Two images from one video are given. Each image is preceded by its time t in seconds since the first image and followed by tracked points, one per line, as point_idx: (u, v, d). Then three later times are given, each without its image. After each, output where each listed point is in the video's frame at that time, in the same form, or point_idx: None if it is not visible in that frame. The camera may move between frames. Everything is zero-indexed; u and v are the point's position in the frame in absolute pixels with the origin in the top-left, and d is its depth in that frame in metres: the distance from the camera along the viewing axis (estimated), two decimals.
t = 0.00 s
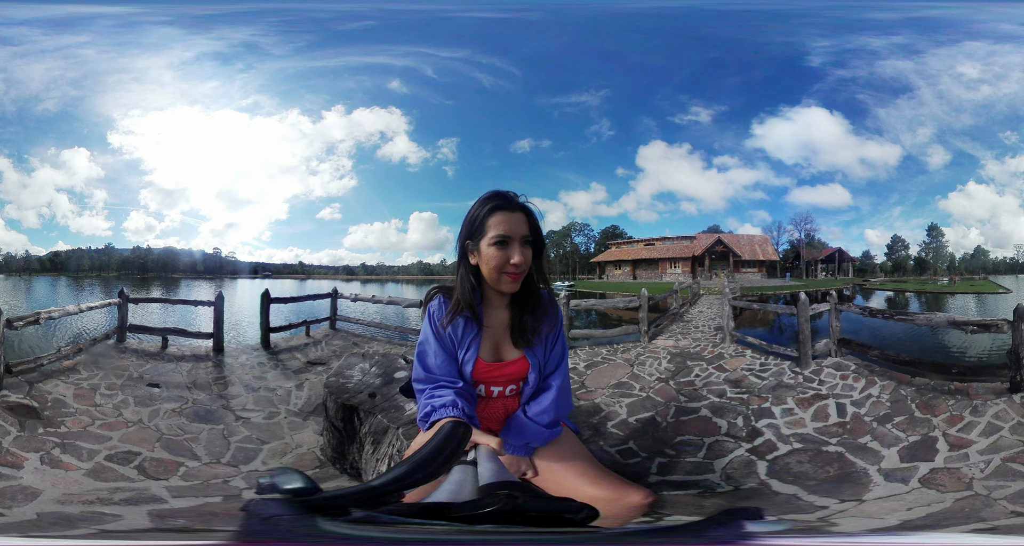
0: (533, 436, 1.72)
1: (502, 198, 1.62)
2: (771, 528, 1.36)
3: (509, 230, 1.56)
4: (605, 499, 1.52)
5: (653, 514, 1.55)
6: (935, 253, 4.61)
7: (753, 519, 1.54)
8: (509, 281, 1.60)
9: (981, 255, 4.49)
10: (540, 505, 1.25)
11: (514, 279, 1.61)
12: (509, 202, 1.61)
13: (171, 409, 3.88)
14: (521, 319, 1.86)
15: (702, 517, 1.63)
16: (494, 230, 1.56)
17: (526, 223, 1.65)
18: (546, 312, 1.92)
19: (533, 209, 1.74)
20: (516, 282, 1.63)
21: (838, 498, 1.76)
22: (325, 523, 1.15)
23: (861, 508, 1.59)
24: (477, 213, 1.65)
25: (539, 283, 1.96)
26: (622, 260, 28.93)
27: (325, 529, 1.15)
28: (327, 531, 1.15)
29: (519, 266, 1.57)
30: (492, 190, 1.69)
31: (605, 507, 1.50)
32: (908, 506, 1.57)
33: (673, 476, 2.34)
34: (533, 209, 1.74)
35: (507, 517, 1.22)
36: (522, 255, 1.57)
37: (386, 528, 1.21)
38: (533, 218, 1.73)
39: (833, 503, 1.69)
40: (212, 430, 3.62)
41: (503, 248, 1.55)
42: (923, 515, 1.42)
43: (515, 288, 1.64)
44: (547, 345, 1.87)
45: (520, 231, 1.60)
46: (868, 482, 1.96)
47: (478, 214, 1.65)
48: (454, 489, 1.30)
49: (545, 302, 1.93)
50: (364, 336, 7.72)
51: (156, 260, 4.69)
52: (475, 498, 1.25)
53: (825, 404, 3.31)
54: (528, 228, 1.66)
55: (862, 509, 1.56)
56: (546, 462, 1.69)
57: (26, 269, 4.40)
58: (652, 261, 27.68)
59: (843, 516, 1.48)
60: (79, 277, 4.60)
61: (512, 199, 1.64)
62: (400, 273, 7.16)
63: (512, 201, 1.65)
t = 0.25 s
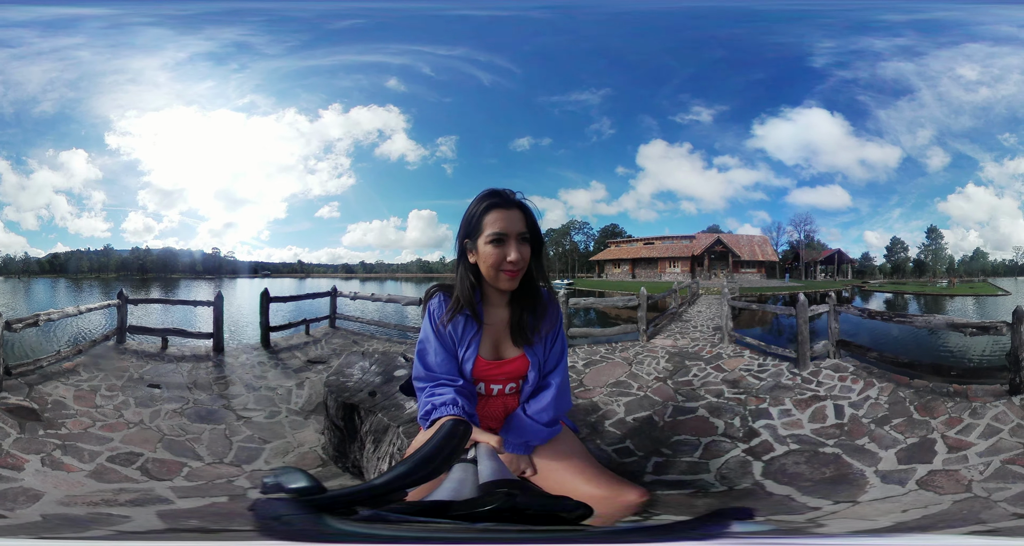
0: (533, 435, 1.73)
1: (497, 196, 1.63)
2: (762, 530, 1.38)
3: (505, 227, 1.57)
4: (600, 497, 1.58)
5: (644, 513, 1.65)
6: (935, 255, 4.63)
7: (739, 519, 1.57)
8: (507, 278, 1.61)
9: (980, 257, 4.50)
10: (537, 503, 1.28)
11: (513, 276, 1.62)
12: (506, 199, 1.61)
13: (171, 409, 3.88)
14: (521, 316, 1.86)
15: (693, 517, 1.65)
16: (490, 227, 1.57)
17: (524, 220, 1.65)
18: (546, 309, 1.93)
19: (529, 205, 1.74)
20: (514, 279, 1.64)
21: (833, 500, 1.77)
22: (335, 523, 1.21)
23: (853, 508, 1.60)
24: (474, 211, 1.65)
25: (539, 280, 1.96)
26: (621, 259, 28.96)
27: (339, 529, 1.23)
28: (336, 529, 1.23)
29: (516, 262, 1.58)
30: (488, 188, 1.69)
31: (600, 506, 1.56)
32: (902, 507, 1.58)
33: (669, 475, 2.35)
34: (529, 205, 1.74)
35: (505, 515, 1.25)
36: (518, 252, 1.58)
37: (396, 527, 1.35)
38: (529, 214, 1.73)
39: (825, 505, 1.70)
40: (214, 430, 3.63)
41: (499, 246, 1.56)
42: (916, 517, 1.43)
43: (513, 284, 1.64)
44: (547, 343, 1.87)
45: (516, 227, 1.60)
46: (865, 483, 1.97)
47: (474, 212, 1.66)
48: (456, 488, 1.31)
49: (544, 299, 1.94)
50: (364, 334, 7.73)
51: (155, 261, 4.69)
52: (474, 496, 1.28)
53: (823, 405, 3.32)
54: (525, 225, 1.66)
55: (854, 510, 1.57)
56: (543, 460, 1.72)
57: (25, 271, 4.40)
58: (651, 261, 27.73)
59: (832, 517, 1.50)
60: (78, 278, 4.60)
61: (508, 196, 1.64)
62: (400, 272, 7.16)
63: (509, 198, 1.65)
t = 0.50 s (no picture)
0: (533, 434, 1.74)
1: (495, 195, 1.63)
2: (760, 530, 1.39)
3: (503, 226, 1.57)
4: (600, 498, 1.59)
5: (643, 512, 1.66)
6: (936, 256, 4.63)
7: (737, 520, 1.58)
8: (505, 277, 1.62)
9: (981, 258, 4.50)
10: (538, 503, 1.27)
11: (510, 276, 1.62)
12: (503, 198, 1.61)
13: (173, 410, 3.89)
14: (522, 315, 1.87)
15: (692, 517, 1.66)
16: (487, 227, 1.58)
17: (522, 219, 1.66)
18: (546, 309, 1.93)
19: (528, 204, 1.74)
20: (512, 278, 1.64)
21: (831, 500, 1.78)
22: (342, 523, 1.25)
23: (852, 509, 1.60)
24: (473, 211, 1.66)
25: (539, 279, 1.96)
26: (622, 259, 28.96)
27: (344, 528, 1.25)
28: (341, 528, 1.25)
29: (514, 262, 1.58)
30: (486, 188, 1.70)
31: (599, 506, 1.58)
32: (902, 508, 1.59)
33: (668, 475, 2.35)
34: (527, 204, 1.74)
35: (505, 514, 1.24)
36: (516, 251, 1.58)
37: (400, 527, 1.35)
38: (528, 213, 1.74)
39: (823, 505, 1.70)
40: (216, 430, 3.64)
41: (497, 245, 1.57)
42: (916, 517, 1.43)
43: (511, 284, 1.65)
44: (547, 343, 1.88)
45: (514, 226, 1.60)
46: (864, 484, 1.98)
47: (472, 212, 1.66)
48: (456, 488, 1.32)
49: (544, 298, 1.94)
50: (365, 334, 7.75)
51: (156, 262, 4.70)
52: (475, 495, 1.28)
53: (824, 406, 3.33)
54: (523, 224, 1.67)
55: (852, 511, 1.58)
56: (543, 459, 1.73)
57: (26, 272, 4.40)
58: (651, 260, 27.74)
59: (829, 517, 1.50)
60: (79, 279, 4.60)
61: (506, 195, 1.64)
62: (400, 272, 7.17)
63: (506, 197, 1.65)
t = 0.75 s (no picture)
0: (532, 435, 1.75)
1: (490, 196, 1.63)
2: (762, 531, 1.39)
3: (498, 228, 1.57)
4: (600, 499, 1.61)
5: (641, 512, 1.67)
6: (938, 256, 4.62)
7: (740, 519, 1.58)
8: (500, 279, 1.61)
9: (983, 259, 4.50)
10: (537, 503, 1.32)
11: (506, 277, 1.62)
12: (499, 199, 1.61)
13: (175, 410, 3.90)
14: (520, 317, 1.86)
15: (693, 517, 1.66)
16: (482, 229, 1.58)
17: (518, 220, 1.65)
18: (545, 310, 1.93)
19: (524, 205, 1.74)
20: (508, 280, 1.64)
21: (835, 501, 1.78)
22: (346, 523, 1.28)
23: (856, 510, 1.60)
24: (469, 213, 1.67)
25: (538, 281, 1.95)
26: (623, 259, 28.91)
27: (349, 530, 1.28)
28: (346, 529, 1.28)
29: (509, 263, 1.58)
30: (482, 189, 1.70)
31: (599, 508, 1.59)
32: (907, 509, 1.59)
33: (669, 475, 2.36)
34: (524, 205, 1.74)
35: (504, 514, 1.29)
36: (510, 252, 1.57)
37: (402, 526, 1.35)
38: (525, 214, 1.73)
39: (827, 506, 1.70)
40: (218, 430, 3.64)
41: (491, 247, 1.57)
42: (922, 518, 1.43)
43: (507, 285, 1.64)
44: (547, 343, 1.88)
45: (509, 228, 1.60)
46: (868, 485, 1.98)
47: (468, 214, 1.67)
48: (456, 487, 1.32)
49: (544, 300, 1.94)
50: (366, 333, 7.75)
51: (157, 262, 4.70)
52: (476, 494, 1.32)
53: (826, 406, 3.33)
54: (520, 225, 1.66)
55: (857, 511, 1.58)
56: (543, 461, 1.73)
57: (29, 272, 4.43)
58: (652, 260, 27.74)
59: (834, 518, 1.50)
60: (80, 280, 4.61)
61: (502, 196, 1.64)
62: (402, 272, 7.17)
63: (503, 198, 1.65)
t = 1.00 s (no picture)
0: (530, 437, 1.75)
1: (489, 197, 1.63)
2: (766, 531, 1.39)
3: (496, 228, 1.57)
4: (600, 500, 1.60)
5: (640, 514, 1.66)
6: (942, 257, 4.62)
7: (744, 520, 1.59)
8: (499, 280, 1.61)
9: (987, 260, 4.50)
10: (535, 504, 1.34)
11: (504, 278, 1.62)
12: (497, 199, 1.61)
13: (179, 410, 3.91)
14: (519, 318, 1.87)
15: (695, 518, 1.67)
16: (480, 230, 1.58)
17: (517, 221, 1.65)
18: (546, 311, 1.94)
19: (524, 205, 1.74)
20: (507, 280, 1.64)
21: (840, 502, 1.79)
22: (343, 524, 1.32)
23: (863, 511, 1.61)
24: (468, 213, 1.67)
25: (538, 281, 1.95)
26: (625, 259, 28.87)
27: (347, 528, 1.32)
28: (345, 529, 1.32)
29: (507, 264, 1.58)
30: (481, 190, 1.70)
31: (600, 509, 1.58)
32: (915, 510, 1.60)
33: (671, 476, 2.36)
34: (524, 205, 1.74)
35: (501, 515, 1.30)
36: (509, 253, 1.57)
37: (397, 525, 1.36)
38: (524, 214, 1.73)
39: (833, 507, 1.71)
40: (221, 430, 3.65)
41: (490, 247, 1.57)
42: (932, 519, 1.44)
43: (506, 286, 1.65)
44: (548, 345, 1.89)
45: (507, 228, 1.60)
46: (873, 486, 1.99)
47: (467, 214, 1.67)
48: (454, 488, 1.33)
49: (544, 301, 1.94)
50: (369, 333, 7.76)
51: (161, 262, 4.71)
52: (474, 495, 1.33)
53: (830, 407, 3.33)
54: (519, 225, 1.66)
55: (864, 512, 1.59)
56: (542, 462, 1.73)
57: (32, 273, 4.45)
58: (654, 260, 27.71)
59: (842, 519, 1.51)
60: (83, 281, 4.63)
61: (501, 196, 1.64)
62: (405, 272, 7.18)
63: (502, 198, 1.65)
